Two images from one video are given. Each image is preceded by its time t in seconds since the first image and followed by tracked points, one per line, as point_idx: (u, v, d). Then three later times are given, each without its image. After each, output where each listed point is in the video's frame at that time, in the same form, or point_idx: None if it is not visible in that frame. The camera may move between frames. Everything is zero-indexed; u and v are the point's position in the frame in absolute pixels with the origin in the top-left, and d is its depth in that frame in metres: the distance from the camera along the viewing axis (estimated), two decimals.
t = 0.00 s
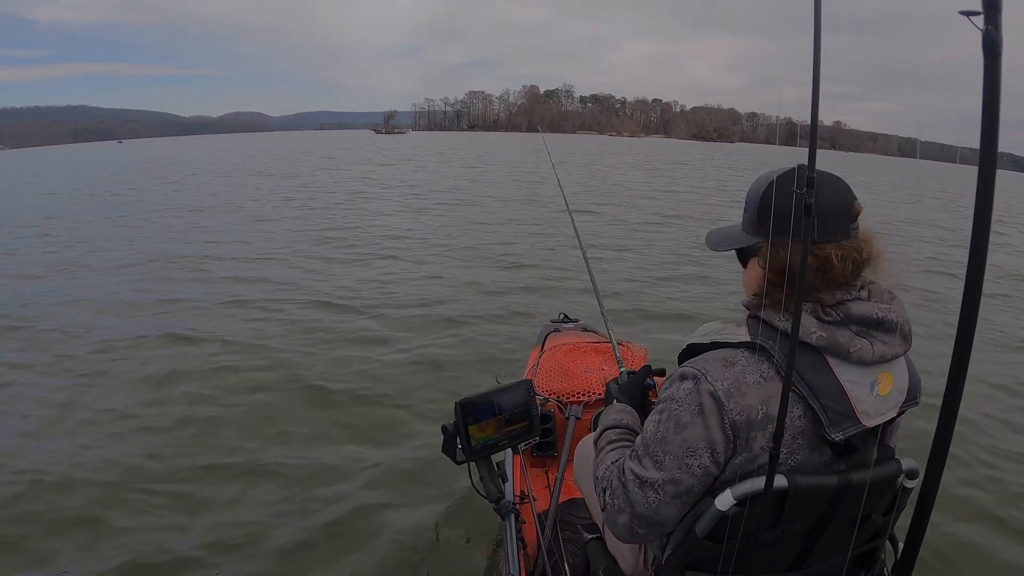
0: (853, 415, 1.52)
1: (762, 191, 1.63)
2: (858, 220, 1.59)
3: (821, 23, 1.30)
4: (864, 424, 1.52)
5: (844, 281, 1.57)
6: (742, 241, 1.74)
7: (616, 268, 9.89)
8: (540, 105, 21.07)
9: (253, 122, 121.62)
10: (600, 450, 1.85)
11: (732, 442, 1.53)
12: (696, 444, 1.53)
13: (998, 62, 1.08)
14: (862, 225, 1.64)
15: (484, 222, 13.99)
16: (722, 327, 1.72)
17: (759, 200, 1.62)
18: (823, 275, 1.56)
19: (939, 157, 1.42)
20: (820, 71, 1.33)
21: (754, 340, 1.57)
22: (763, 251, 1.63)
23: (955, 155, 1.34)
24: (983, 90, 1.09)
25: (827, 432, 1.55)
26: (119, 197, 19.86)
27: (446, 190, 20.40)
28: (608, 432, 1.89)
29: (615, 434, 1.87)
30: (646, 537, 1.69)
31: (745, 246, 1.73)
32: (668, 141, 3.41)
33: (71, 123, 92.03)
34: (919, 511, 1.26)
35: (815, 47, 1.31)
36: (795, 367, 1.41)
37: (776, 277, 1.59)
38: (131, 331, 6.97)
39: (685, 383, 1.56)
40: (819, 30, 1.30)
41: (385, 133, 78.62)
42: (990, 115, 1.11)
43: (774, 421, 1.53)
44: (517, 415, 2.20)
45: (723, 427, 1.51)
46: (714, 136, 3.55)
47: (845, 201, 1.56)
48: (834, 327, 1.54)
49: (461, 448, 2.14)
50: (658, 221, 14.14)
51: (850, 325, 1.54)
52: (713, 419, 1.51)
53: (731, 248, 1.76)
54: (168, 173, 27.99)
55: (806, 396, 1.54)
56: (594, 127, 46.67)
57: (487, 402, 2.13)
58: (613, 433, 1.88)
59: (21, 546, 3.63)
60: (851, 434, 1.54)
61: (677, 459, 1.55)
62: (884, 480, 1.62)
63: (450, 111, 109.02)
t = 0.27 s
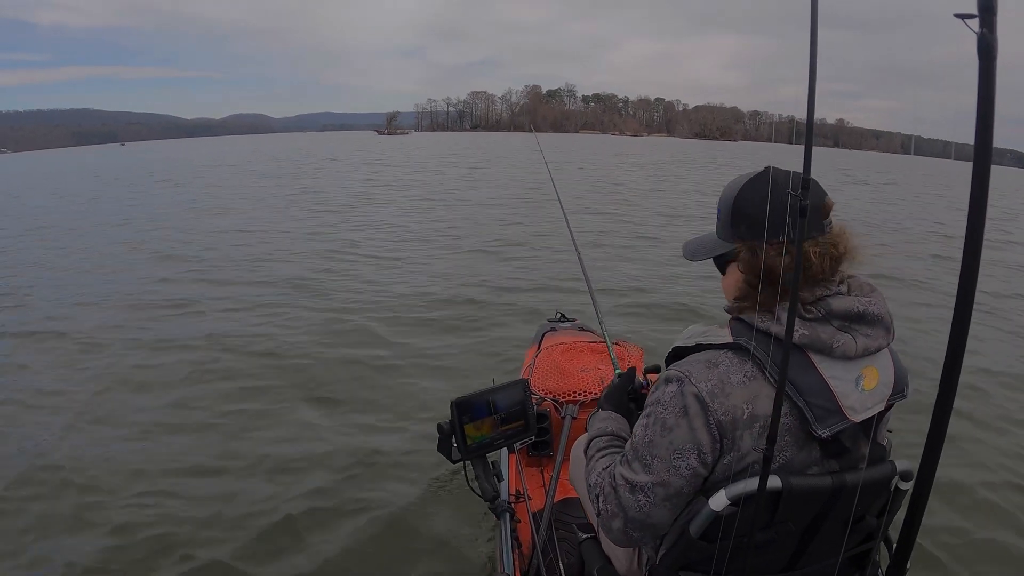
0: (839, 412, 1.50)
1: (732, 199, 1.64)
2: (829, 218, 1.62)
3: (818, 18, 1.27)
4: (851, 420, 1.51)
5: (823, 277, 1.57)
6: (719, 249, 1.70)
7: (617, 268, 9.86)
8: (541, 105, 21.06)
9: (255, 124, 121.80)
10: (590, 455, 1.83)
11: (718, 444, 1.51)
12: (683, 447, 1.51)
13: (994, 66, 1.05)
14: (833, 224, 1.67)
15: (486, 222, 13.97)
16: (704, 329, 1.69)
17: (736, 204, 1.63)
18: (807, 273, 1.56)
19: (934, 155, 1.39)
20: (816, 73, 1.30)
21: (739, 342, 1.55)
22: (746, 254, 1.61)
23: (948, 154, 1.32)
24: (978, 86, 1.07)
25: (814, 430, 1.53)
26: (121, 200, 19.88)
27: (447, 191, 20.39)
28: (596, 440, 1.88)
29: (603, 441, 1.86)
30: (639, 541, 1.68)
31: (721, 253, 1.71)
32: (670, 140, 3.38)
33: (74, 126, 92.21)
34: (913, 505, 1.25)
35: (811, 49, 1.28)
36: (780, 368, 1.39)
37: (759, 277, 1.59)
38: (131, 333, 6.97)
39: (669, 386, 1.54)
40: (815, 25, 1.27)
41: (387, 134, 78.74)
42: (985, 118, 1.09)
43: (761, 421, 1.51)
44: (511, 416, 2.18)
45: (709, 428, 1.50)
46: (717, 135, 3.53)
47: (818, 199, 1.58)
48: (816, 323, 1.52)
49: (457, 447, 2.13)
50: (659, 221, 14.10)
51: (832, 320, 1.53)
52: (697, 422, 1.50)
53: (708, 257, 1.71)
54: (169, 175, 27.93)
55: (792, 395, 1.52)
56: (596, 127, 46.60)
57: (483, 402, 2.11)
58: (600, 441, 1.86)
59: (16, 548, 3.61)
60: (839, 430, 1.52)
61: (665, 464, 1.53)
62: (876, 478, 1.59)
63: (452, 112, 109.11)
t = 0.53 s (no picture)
0: (842, 409, 1.49)
1: (737, 195, 1.63)
2: (832, 213, 1.61)
3: (818, 14, 1.26)
4: (853, 417, 1.49)
5: (826, 274, 1.56)
6: (723, 246, 1.70)
7: (618, 269, 9.86)
8: (543, 107, 21.08)
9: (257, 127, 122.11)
10: (594, 451, 1.82)
11: (720, 440, 1.50)
12: (685, 442, 1.50)
13: (996, 64, 1.05)
14: (835, 218, 1.65)
15: (487, 224, 13.98)
16: (707, 325, 1.69)
17: (739, 202, 1.62)
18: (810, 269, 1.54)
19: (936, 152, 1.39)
20: (817, 71, 1.30)
21: (742, 338, 1.54)
22: (747, 254, 1.60)
23: (949, 152, 1.32)
24: (982, 83, 1.06)
25: (816, 427, 1.52)
26: (124, 204, 19.93)
27: (450, 193, 20.41)
28: (600, 435, 1.86)
29: (606, 436, 1.85)
30: (640, 536, 1.67)
31: (726, 251, 1.70)
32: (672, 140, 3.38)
33: (77, 131, 92.51)
34: (916, 499, 1.25)
35: (813, 48, 1.28)
36: (784, 363, 1.38)
37: (762, 274, 1.57)
38: (133, 336, 7.00)
39: (672, 381, 1.54)
40: (816, 22, 1.27)
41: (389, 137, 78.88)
42: (987, 116, 1.09)
43: (764, 417, 1.50)
44: (512, 413, 2.18)
45: (711, 423, 1.49)
46: (718, 135, 3.53)
47: (820, 195, 1.57)
48: (820, 320, 1.51)
49: (457, 444, 2.12)
50: (661, 222, 14.10)
51: (836, 317, 1.52)
52: (700, 418, 1.49)
53: (713, 254, 1.71)
54: (172, 180, 28.00)
55: (795, 392, 1.51)
56: (598, 128, 46.59)
57: (484, 399, 2.10)
58: (604, 436, 1.85)
59: (17, 550, 3.62)
60: (841, 428, 1.51)
61: (667, 459, 1.53)
62: (878, 476, 1.58)
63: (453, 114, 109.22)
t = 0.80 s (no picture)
0: (848, 407, 1.49)
1: (745, 192, 1.64)
2: (840, 211, 1.61)
3: (819, 15, 1.27)
4: (859, 416, 1.49)
5: (835, 271, 1.56)
6: (731, 243, 1.71)
7: (618, 270, 9.87)
8: (543, 109, 21.08)
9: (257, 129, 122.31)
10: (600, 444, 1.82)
11: (725, 435, 1.50)
12: (689, 435, 1.50)
13: (997, 62, 1.05)
14: (844, 215, 1.65)
15: (488, 225, 14.00)
16: (716, 321, 1.69)
17: (745, 199, 1.62)
18: (817, 265, 1.54)
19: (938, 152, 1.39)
20: (819, 70, 1.30)
21: (750, 334, 1.54)
22: (755, 250, 1.60)
23: (953, 151, 1.32)
24: (981, 85, 1.07)
25: (821, 425, 1.52)
26: (124, 205, 19.97)
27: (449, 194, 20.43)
28: (607, 427, 1.86)
29: (614, 429, 1.84)
30: (641, 529, 1.66)
31: (733, 248, 1.71)
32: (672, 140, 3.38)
33: (78, 133, 92.63)
34: (919, 499, 1.25)
35: (814, 47, 1.29)
36: (789, 359, 1.38)
37: (769, 271, 1.58)
38: (134, 337, 7.02)
39: (680, 375, 1.54)
40: (816, 23, 1.27)
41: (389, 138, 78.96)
42: (988, 116, 1.09)
43: (770, 414, 1.50)
44: (515, 411, 2.18)
45: (716, 418, 1.49)
46: (719, 136, 3.53)
47: (827, 192, 1.58)
48: (828, 317, 1.51)
49: (459, 443, 2.12)
50: (661, 223, 14.11)
51: (843, 315, 1.52)
52: (705, 412, 1.49)
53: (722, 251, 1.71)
54: (173, 181, 28.03)
55: (801, 388, 1.51)
56: (598, 130, 46.62)
57: (486, 397, 2.10)
58: (612, 429, 1.84)
59: (16, 552, 3.62)
60: (846, 426, 1.50)
61: (670, 452, 1.53)
62: (881, 475, 1.58)
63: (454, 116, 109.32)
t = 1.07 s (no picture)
0: (846, 406, 1.49)
1: (743, 189, 1.65)
2: (838, 208, 1.62)
3: (820, 16, 1.28)
4: (857, 415, 1.49)
5: (832, 268, 1.56)
6: (729, 241, 1.72)
7: (618, 269, 9.87)
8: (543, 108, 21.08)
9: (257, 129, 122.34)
10: (597, 443, 1.83)
11: (723, 433, 1.51)
12: (686, 434, 1.51)
13: (996, 62, 1.06)
14: (841, 213, 1.66)
15: (487, 225, 14.00)
16: (714, 320, 1.70)
17: (744, 196, 1.63)
18: (814, 262, 1.55)
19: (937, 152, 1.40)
20: (819, 69, 1.31)
21: (748, 332, 1.55)
22: (752, 247, 1.61)
23: (952, 151, 1.32)
24: (981, 86, 1.07)
25: (819, 423, 1.52)
26: (124, 204, 19.96)
27: (449, 194, 20.44)
28: (606, 426, 1.86)
29: (612, 428, 1.85)
30: (638, 528, 1.67)
31: (732, 246, 1.72)
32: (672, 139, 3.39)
33: (77, 132, 92.54)
34: (917, 498, 1.25)
35: (814, 47, 1.29)
36: (787, 356, 1.39)
37: (767, 268, 1.58)
38: (134, 336, 7.01)
39: (677, 373, 1.54)
40: (817, 25, 1.28)
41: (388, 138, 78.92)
42: (987, 114, 1.09)
43: (768, 413, 1.51)
44: (515, 409, 2.18)
45: (713, 416, 1.49)
46: (718, 135, 3.54)
47: (825, 189, 1.59)
48: (826, 315, 1.52)
49: (460, 440, 2.13)
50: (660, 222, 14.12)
51: (841, 312, 1.53)
52: (702, 410, 1.49)
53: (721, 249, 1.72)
54: (172, 181, 28.01)
55: (798, 387, 1.52)
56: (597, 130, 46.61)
57: (486, 394, 2.10)
58: (611, 428, 1.85)
59: (16, 548, 3.62)
60: (845, 425, 1.51)
61: (667, 450, 1.53)
62: (879, 474, 1.59)
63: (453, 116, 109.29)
